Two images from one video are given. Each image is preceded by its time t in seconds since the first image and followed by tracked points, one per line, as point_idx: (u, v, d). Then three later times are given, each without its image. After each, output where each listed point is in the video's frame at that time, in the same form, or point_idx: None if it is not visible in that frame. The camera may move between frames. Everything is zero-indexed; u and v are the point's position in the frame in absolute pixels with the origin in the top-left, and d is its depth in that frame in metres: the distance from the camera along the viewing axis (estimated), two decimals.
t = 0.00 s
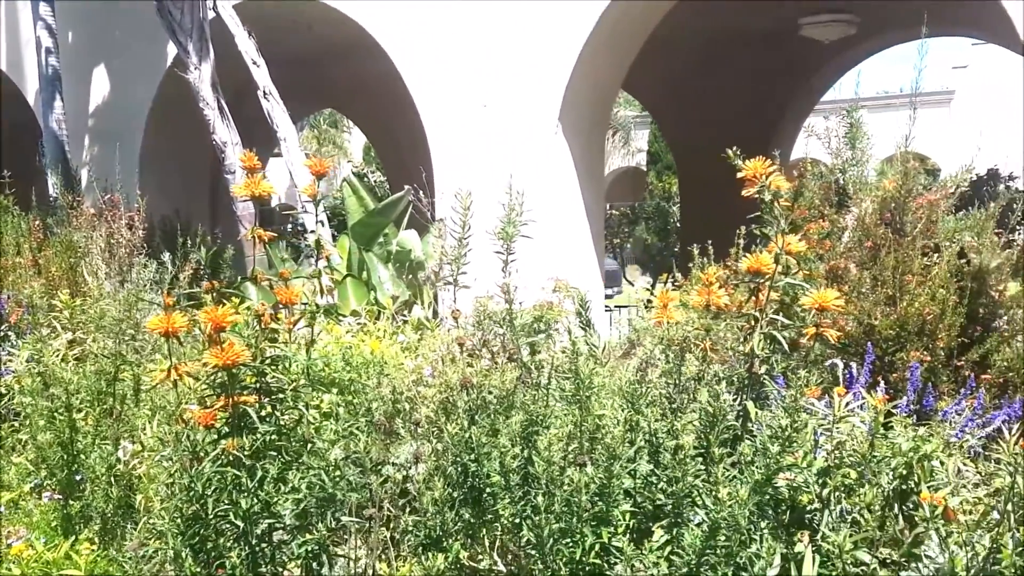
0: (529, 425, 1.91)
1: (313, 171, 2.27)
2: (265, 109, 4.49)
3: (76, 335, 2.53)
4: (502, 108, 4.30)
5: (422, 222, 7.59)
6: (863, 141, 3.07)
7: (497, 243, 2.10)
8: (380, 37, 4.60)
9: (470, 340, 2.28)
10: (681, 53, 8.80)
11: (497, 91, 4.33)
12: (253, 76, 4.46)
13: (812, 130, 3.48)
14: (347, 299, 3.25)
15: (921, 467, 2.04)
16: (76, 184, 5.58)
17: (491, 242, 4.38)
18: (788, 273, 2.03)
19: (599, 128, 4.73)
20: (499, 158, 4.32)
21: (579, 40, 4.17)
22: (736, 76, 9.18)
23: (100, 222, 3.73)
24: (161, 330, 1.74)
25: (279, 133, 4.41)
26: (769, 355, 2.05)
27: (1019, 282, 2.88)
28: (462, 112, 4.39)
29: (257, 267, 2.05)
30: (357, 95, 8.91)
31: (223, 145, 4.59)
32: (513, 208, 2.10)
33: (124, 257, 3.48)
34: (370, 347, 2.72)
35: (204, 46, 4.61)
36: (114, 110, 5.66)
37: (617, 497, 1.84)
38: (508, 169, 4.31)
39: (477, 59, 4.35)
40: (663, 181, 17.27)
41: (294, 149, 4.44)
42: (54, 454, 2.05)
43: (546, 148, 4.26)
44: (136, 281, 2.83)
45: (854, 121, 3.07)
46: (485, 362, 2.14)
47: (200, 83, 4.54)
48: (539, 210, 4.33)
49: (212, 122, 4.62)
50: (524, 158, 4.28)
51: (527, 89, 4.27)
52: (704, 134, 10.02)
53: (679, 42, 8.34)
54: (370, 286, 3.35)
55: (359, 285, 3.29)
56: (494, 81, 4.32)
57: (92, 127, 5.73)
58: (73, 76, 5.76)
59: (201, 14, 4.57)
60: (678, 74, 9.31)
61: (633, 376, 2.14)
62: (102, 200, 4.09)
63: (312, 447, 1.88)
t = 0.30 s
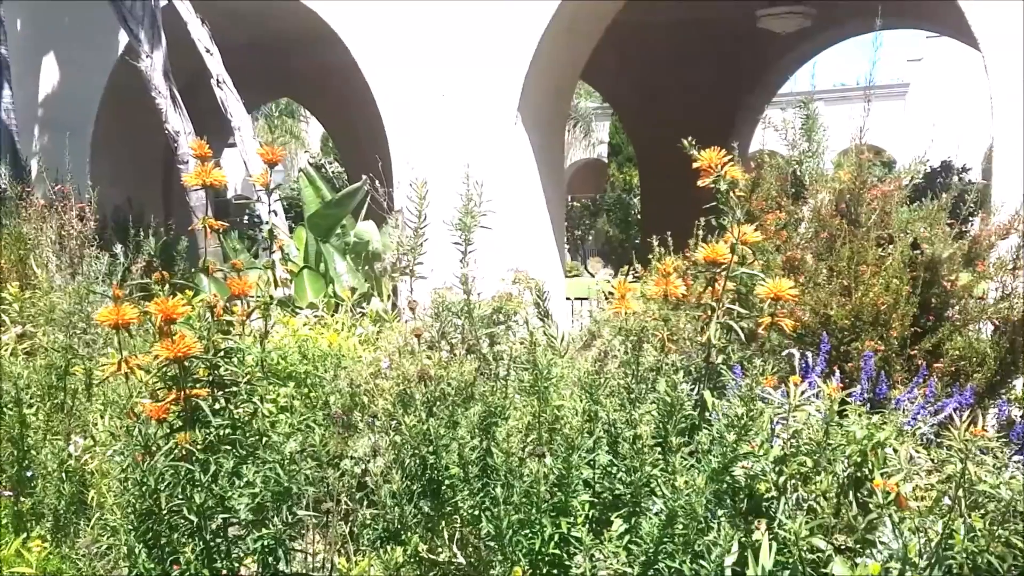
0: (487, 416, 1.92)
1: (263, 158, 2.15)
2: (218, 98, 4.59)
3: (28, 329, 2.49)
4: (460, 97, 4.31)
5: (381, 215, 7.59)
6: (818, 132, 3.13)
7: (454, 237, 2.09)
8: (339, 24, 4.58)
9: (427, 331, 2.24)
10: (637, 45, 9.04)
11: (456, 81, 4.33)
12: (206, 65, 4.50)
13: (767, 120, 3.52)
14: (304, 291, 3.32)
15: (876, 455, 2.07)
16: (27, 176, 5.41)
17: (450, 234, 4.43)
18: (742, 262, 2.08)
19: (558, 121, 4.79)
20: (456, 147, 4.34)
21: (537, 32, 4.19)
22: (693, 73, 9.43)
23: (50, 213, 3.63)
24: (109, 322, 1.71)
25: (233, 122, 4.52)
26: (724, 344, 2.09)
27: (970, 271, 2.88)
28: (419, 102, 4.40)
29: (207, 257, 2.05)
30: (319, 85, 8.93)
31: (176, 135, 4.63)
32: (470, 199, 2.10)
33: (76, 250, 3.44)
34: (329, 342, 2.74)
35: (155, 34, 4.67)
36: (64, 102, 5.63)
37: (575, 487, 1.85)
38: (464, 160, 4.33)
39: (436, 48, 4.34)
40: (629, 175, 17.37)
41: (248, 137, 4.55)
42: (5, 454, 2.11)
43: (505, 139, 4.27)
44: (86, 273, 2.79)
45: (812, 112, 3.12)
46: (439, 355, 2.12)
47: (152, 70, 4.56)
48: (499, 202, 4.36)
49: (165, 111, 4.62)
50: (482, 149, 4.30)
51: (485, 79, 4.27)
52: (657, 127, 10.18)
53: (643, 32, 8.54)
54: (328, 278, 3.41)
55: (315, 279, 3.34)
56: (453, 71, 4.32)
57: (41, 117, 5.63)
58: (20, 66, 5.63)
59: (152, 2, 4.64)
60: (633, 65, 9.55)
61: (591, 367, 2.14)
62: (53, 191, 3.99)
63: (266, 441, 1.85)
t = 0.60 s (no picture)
0: (452, 405, 1.94)
1: (224, 145, 2.23)
2: (180, 87, 4.73)
3: None
4: (425, 87, 4.55)
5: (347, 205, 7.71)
6: (779, 122, 3.21)
7: (419, 225, 2.10)
8: (304, 17, 4.74)
9: (392, 321, 2.26)
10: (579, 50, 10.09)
11: (420, 72, 4.58)
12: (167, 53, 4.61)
13: (732, 113, 3.65)
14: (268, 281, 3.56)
15: (835, 442, 2.12)
16: None
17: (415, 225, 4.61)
18: (705, 252, 2.12)
19: (520, 113, 5.17)
20: (423, 135, 4.57)
21: (500, 25, 4.50)
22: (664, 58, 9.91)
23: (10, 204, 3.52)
24: (69, 311, 1.71)
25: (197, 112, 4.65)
26: (685, 333, 2.14)
27: (929, 262, 2.95)
28: (385, 92, 4.61)
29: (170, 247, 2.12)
30: (285, 76, 9.08)
31: (136, 125, 4.73)
32: (436, 189, 2.09)
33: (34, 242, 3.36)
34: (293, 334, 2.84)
35: (114, 22, 4.73)
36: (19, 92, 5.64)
37: (539, 475, 1.86)
38: (429, 150, 4.56)
39: (401, 41, 4.57)
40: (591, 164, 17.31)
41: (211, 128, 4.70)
42: None
43: (471, 129, 4.55)
44: (47, 265, 2.78)
45: (772, 105, 3.22)
46: (403, 345, 2.13)
47: (111, 60, 4.66)
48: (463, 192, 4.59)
49: (124, 100, 4.71)
50: (447, 139, 4.55)
51: (449, 70, 4.54)
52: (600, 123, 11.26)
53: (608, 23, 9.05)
54: (292, 269, 3.67)
55: (280, 272, 3.60)
56: (416, 62, 4.56)
57: None
58: None
59: None
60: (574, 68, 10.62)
61: (554, 356, 2.14)
62: (12, 181, 3.89)
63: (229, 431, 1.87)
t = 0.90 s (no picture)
0: (423, 394, 1.93)
1: (190, 134, 2.32)
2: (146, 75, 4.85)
3: None
4: (395, 77, 4.62)
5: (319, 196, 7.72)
6: (752, 113, 3.20)
7: (391, 215, 2.12)
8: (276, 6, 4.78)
9: (363, 310, 2.29)
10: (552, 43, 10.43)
11: (390, 61, 4.65)
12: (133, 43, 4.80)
13: (704, 101, 3.66)
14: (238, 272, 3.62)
15: (805, 429, 2.13)
16: None
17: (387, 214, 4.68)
18: (676, 242, 2.14)
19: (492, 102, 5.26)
20: (392, 123, 4.65)
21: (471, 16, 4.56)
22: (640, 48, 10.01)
23: None
24: (35, 301, 1.68)
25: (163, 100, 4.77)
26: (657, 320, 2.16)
27: (898, 251, 3.04)
28: (355, 80, 4.69)
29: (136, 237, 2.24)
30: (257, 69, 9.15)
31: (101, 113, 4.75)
32: (406, 178, 2.12)
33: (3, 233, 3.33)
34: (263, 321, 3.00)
35: (78, 11, 4.74)
36: None
37: (512, 462, 1.85)
38: (398, 138, 4.64)
39: (371, 31, 4.64)
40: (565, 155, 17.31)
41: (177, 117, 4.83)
42: None
43: (442, 118, 4.63)
44: (12, 255, 2.76)
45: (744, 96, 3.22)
46: (373, 334, 2.14)
47: (76, 48, 4.65)
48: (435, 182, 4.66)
49: (90, 89, 4.72)
50: (417, 128, 4.63)
51: (419, 59, 4.61)
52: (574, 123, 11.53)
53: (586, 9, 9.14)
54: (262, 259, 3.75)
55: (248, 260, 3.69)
56: (386, 52, 4.63)
57: None
58: None
59: None
60: (553, 56, 10.81)
61: (526, 345, 2.14)
62: None
63: (198, 420, 1.87)
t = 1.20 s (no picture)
0: (398, 383, 1.92)
1: (164, 122, 2.37)
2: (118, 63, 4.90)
3: None
4: (369, 63, 4.65)
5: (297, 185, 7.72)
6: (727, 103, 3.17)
7: (365, 202, 2.13)
8: None
9: (337, 299, 2.29)
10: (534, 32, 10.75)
11: (364, 48, 4.67)
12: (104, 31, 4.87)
13: (681, 90, 3.62)
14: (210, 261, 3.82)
15: (780, 416, 2.13)
16: None
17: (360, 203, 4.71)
18: (652, 230, 2.15)
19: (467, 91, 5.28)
20: (367, 110, 4.68)
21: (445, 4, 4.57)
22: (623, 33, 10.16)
23: None
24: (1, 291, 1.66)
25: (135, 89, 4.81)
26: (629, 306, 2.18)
27: (873, 240, 3.05)
28: (329, 67, 4.70)
29: (107, 225, 2.25)
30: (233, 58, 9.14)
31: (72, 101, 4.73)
32: (380, 165, 2.14)
33: None
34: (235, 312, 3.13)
35: None
36: None
37: (486, 452, 1.84)
38: (373, 126, 4.66)
39: (345, 18, 4.65)
40: (539, 142, 17.17)
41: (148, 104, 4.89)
42: None
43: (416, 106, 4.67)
44: None
45: (721, 82, 3.16)
46: (346, 323, 2.13)
47: (46, 35, 4.61)
48: (409, 170, 4.69)
49: (61, 76, 4.70)
50: (391, 115, 4.67)
51: (393, 46, 4.63)
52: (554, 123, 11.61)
53: None
54: (235, 249, 4.01)
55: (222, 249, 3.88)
56: (361, 39, 4.65)
57: None
58: None
59: None
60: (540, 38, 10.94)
61: (501, 334, 2.14)
62: None
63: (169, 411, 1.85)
